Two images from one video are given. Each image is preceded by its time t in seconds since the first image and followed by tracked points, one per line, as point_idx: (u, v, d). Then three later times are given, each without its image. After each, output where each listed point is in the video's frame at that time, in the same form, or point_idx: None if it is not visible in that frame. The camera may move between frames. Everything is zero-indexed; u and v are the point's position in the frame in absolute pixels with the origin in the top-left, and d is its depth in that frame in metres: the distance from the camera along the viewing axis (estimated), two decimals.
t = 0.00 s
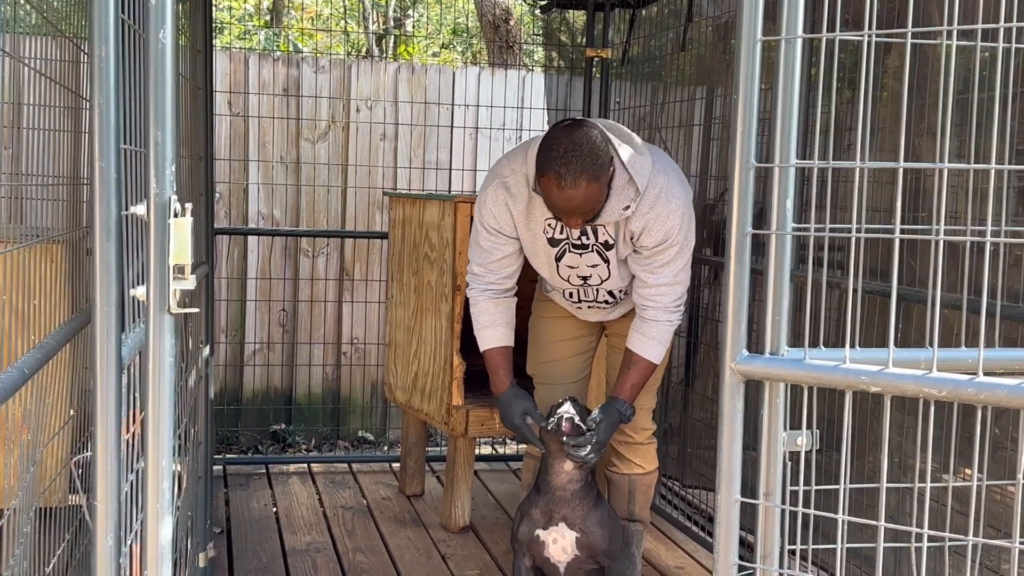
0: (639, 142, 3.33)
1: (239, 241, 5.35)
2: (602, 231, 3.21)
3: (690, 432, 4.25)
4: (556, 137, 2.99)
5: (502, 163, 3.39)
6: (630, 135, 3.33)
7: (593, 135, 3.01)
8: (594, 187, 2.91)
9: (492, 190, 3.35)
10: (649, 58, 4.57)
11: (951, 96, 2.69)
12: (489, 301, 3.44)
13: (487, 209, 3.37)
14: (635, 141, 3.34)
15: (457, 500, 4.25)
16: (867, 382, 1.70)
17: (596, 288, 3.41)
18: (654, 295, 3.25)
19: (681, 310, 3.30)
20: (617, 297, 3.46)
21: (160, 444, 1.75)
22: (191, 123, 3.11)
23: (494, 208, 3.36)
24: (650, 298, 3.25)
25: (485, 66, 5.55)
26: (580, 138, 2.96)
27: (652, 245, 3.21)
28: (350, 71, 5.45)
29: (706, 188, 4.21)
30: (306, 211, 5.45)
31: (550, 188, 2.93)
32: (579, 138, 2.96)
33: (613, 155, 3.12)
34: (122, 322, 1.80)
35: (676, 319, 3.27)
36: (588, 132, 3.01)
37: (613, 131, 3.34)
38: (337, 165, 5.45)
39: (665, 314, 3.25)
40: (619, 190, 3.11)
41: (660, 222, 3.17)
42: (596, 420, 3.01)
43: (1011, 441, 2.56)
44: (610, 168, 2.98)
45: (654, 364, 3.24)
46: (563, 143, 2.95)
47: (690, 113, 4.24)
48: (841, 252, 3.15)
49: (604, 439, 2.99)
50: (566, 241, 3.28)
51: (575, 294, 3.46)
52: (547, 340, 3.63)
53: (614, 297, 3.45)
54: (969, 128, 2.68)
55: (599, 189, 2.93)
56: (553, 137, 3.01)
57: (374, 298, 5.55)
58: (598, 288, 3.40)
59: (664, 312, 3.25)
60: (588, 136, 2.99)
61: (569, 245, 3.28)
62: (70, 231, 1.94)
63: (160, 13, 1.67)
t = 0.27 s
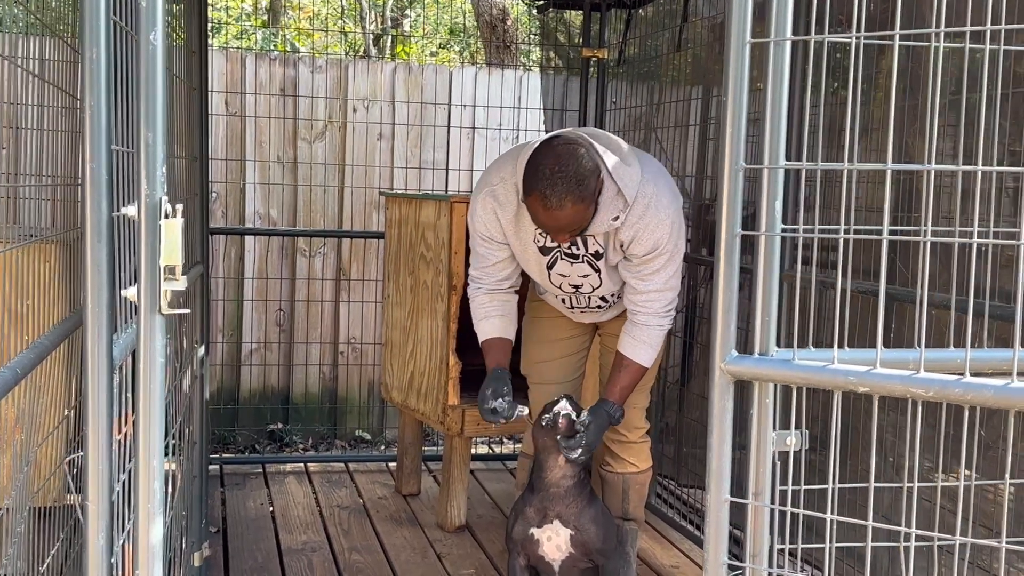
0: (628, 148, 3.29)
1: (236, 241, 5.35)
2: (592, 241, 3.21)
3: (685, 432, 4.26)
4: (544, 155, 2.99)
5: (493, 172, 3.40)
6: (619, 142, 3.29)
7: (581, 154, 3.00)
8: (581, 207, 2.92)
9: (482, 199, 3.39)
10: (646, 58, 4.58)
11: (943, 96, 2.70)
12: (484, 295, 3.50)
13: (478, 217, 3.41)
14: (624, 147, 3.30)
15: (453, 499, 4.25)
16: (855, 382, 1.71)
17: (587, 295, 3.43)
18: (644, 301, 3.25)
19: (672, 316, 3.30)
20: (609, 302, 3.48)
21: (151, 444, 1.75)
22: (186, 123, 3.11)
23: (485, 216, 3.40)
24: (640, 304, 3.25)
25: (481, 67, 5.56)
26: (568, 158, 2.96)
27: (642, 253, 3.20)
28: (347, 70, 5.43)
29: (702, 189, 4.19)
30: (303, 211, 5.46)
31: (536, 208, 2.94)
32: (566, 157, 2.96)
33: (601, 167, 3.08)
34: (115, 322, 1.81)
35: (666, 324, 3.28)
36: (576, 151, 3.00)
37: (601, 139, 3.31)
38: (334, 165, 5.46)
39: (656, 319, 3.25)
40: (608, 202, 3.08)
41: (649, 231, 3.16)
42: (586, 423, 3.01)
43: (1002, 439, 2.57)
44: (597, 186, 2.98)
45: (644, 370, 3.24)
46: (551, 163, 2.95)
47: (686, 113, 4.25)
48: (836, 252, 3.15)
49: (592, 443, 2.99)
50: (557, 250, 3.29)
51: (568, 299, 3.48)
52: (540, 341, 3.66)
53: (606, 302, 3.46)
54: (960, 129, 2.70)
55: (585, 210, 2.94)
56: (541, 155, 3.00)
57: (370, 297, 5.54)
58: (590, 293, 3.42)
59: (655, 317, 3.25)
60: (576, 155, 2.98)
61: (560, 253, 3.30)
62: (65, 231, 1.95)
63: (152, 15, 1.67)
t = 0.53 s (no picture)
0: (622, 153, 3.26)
1: (239, 241, 5.37)
2: (587, 247, 3.20)
3: (687, 430, 4.27)
4: (538, 166, 2.96)
5: (489, 177, 3.38)
6: (613, 148, 3.26)
7: (575, 167, 2.97)
8: (574, 221, 2.89)
9: (480, 205, 3.37)
10: (647, 58, 4.59)
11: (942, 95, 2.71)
12: (492, 299, 3.53)
13: (477, 223, 3.40)
14: (618, 151, 3.28)
15: (454, 498, 4.27)
16: (853, 379, 1.72)
17: (586, 298, 3.45)
18: (641, 305, 3.27)
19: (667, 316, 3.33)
20: (607, 302, 3.49)
21: (154, 440, 1.77)
22: (189, 123, 3.13)
23: (483, 220, 3.38)
24: (637, 307, 3.27)
25: (483, 67, 5.57)
26: (560, 170, 2.92)
27: (638, 259, 3.21)
28: (349, 71, 5.44)
29: (703, 188, 4.20)
30: (305, 211, 5.47)
31: (529, 220, 2.92)
32: (560, 170, 2.93)
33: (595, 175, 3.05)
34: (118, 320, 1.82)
35: (662, 325, 3.30)
36: (570, 163, 2.97)
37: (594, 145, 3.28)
38: (336, 165, 5.48)
39: (652, 322, 3.27)
40: (604, 212, 3.05)
41: (645, 237, 3.15)
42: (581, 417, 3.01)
43: (1000, 436, 2.58)
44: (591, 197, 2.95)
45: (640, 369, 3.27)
46: (544, 176, 2.92)
47: (687, 112, 4.26)
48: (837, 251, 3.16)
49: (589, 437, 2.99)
50: (554, 255, 3.29)
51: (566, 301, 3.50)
52: (540, 340, 3.69)
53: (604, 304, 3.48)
54: (959, 128, 2.70)
55: (578, 223, 2.92)
56: (535, 166, 2.97)
57: (373, 297, 5.56)
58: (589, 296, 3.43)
59: (651, 319, 3.27)
60: (570, 167, 2.95)
61: (558, 258, 3.30)
62: (69, 230, 1.96)
63: (155, 14, 1.69)
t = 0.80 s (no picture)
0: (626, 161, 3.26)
1: (245, 243, 5.38)
2: (591, 252, 3.21)
3: (692, 432, 4.27)
4: (541, 178, 2.97)
5: (493, 182, 3.38)
6: (616, 155, 3.27)
7: (578, 179, 2.98)
8: (576, 233, 2.92)
9: (484, 208, 3.38)
10: (652, 60, 4.60)
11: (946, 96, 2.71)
12: (496, 301, 3.52)
13: (480, 226, 3.40)
14: (622, 159, 3.28)
15: (460, 499, 4.27)
16: (859, 378, 1.72)
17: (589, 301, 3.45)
18: (644, 308, 3.27)
19: (670, 320, 3.34)
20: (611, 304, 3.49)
21: (163, 440, 1.77)
22: (195, 125, 3.14)
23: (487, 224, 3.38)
24: (640, 311, 3.27)
25: (488, 69, 5.58)
26: (562, 182, 2.93)
27: (641, 265, 3.20)
28: (354, 74, 5.49)
29: (708, 190, 4.20)
30: (311, 214, 5.48)
31: (532, 232, 2.94)
32: (562, 183, 2.94)
33: (598, 185, 3.06)
34: (126, 320, 1.84)
35: (663, 327, 3.31)
36: (573, 175, 2.98)
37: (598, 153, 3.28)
38: (341, 167, 5.49)
39: (654, 324, 3.28)
40: (606, 221, 3.06)
41: (648, 244, 3.15)
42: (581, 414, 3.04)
43: (1005, 437, 2.58)
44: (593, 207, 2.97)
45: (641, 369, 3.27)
46: (547, 189, 2.92)
47: (692, 114, 4.26)
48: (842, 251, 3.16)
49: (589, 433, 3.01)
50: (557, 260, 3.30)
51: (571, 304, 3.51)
52: (545, 341, 3.70)
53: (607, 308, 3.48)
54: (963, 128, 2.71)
55: (580, 235, 2.94)
56: (538, 178, 2.98)
57: (378, 299, 5.58)
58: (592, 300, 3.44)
59: (653, 322, 3.28)
60: (573, 180, 2.95)
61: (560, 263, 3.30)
62: (76, 231, 1.97)
63: (163, 17, 1.70)
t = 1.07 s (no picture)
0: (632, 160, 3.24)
1: (252, 247, 5.39)
2: (598, 254, 3.20)
3: (700, 435, 4.27)
4: (545, 183, 2.95)
5: (500, 183, 3.38)
6: (623, 155, 3.24)
7: (583, 182, 2.95)
8: (582, 237, 2.90)
9: (490, 210, 3.38)
10: (658, 63, 4.60)
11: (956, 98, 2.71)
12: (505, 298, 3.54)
13: (488, 229, 3.40)
14: (628, 159, 3.26)
15: (468, 503, 4.27)
16: (870, 381, 1.72)
17: (596, 303, 3.45)
18: (653, 308, 3.27)
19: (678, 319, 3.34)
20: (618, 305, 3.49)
21: (173, 444, 1.77)
22: (204, 128, 3.14)
23: (494, 227, 3.39)
24: (649, 311, 3.28)
25: (494, 72, 5.58)
26: (567, 187, 2.91)
27: (648, 266, 3.20)
28: (361, 78, 5.47)
29: (715, 192, 4.20)
30: (318, 217, 5.48)
31: (538, 237, 2.93)
32: (567, 187, 2.92)
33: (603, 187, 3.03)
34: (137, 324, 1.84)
35: (673, 326, 3.32)
36: (577, 179, 2.95)
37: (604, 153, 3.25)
38: (348, 171, 5.51)
39: (663, 323, 3.28)
40: (612, 223, 3.05)
41: (655, 245, 3.16)
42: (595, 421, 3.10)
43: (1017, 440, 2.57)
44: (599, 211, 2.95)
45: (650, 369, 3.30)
46: (551, 195, 2.91)
47: (700, 117, 4.26)
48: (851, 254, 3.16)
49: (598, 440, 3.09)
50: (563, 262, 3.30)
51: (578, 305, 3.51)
52: (554, 344, 3.70)
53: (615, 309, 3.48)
54: (973, 130, 2.71)
55: (586, 239, 2.93)
56: (542, 183, 2.96)
57: (385, 303, 5.60)
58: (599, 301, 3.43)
59: (662, 321, 3.28)
60: (578, 184, 2.93)
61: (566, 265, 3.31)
62: (84, 235, 1.97)
63: (173, 21, 1.70)
